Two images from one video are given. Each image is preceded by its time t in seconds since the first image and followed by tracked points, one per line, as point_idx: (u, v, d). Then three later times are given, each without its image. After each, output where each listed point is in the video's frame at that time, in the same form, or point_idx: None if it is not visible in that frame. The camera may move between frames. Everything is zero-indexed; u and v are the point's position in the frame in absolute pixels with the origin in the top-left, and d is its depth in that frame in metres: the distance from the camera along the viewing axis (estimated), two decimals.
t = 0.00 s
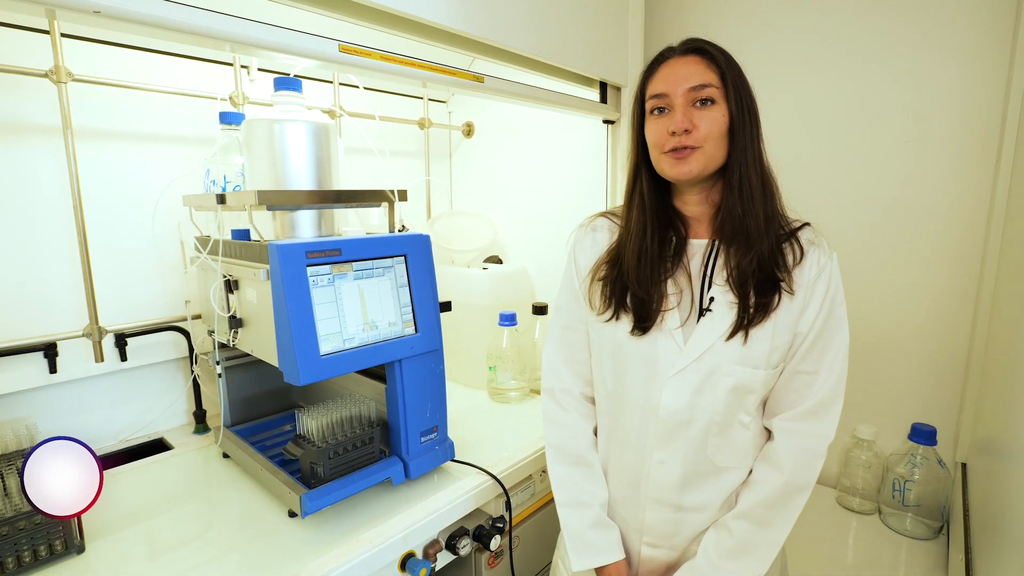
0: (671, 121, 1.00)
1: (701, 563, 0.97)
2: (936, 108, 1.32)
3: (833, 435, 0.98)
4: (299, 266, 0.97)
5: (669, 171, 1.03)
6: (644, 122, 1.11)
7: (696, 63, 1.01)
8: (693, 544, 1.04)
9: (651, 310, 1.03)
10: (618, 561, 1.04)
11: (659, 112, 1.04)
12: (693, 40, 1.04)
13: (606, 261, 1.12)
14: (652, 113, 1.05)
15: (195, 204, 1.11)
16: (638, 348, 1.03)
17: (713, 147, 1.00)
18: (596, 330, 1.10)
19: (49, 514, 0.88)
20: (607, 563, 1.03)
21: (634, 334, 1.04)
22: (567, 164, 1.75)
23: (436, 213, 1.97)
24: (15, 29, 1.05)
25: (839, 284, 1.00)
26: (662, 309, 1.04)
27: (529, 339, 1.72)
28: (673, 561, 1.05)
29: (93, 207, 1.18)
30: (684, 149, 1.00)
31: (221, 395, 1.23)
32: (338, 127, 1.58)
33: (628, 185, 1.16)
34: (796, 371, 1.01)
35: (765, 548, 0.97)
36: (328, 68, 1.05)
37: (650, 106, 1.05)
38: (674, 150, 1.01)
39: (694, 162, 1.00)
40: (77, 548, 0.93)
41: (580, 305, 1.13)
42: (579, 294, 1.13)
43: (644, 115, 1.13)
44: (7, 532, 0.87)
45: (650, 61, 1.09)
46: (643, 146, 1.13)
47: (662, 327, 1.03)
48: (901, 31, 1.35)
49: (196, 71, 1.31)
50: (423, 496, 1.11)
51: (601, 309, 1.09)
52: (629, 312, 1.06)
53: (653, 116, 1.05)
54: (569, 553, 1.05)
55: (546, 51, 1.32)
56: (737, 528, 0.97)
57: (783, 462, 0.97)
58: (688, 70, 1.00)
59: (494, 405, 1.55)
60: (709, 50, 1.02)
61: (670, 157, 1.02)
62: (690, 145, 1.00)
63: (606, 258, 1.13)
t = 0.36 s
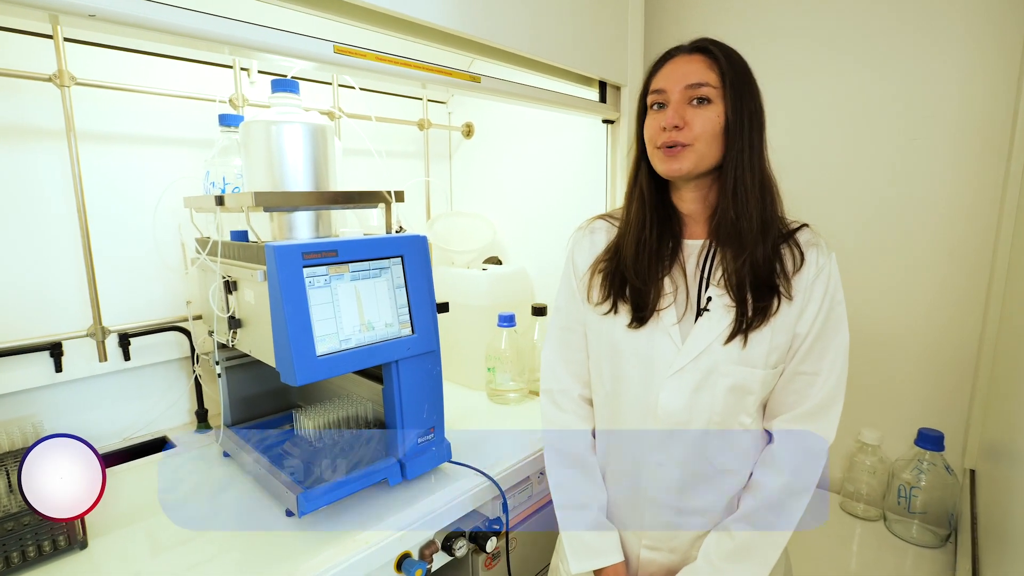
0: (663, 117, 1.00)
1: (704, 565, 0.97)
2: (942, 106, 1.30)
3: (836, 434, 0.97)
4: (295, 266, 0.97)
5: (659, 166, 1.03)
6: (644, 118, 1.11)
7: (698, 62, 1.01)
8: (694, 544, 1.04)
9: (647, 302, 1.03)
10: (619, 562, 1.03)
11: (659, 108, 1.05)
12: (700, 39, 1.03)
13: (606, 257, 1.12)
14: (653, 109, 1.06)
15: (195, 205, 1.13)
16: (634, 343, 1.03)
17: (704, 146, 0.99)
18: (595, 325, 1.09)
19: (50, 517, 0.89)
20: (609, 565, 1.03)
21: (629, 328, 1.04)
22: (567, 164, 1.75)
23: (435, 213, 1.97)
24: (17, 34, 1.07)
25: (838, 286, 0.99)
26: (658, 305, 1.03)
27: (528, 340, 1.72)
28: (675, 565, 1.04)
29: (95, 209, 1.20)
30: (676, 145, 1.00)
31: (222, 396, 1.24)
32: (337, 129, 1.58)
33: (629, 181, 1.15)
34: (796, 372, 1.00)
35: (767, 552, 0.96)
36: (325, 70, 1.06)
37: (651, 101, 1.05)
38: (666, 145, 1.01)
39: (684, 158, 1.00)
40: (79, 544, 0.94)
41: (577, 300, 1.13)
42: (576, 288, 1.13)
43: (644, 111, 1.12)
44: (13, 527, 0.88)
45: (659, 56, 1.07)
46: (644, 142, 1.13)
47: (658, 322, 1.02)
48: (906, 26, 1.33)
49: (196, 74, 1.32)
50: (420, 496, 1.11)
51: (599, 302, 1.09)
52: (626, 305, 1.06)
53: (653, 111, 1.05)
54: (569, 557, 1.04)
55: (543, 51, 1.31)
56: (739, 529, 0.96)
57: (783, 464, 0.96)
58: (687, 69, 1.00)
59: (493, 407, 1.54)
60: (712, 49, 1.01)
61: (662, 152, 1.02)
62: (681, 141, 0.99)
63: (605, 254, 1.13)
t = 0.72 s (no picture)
0: (681, 113, 0.97)
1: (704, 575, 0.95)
2: (957, 103, 1.26)
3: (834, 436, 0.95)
4: (292, 267, 0.98)
5: (664, 161, 1.00)
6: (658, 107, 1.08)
7: (724, 63, 0.98)
8: (695, 547, 1.04)
9: (637, 299, 1.02)
10: (618, 566, 1.04)
11: (676, 101, 1.01)
12: (732, 41, 1.00)
13: (603, 245, 1.11)
14: (670, 100, 1.02)
15: (201, 208, 1.14)
16: (622, 342, 1.02)
17: (720, 150, 0.97)
18: (585, 323, 1.07)
19: (52, 518, 0.92)
20: (606, 570, 1.03)
21: (619, 323, 1.02)
22: (570, 164, 1.74)
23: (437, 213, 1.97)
24: (27, 41, 1.11)
25: (833, 297, 0.98)
26: (648, 304, 1.02)
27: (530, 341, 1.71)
28: (670, 569, 1.05)
29: (104, 209, 1.24)
30: (689, 145, 0.98)
31: (225, 393, 1.26)
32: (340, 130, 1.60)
33: (636, 173, 1.13)
34: (791, 374, 0.99)
35: (766, 558, 0.94)
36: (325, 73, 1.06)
37: (670, 93, 1.02)
38: (677, 141, 0.99)
39: (695, 159, 0.98)
40: (83, 535, 0.98)
41: (566, 302, 1.12)
42: (567, 279, 1.13)
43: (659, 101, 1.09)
44: (19, 518, 0.89)
45: (688, 48, 1.04)
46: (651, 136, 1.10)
47: (647, 321, 1.01)
48: (919, 20, 1.29)
49: (202, 78, 1.35)
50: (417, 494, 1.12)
51: (589, 296, 1.08)
52: (617, 298, 1.04)
53: (669, 104, 1.02)
54: (569, 561, 1.04)
55: (542, 51, 1.30)
56: (738, 537, 0.94)
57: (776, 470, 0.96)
58: (714, 68, 0.97)
59: (493, 407, 1.55)
60: (745, 55, 0.99)
61: (672, 147, 1.00)
62: (695, 141, 0.97)
63: (602, 243, 1.12)
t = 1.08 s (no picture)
0: (681, 120, 0.97)
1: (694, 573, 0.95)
2: (964, 108, 1.25)
3: (830, 441, 0.95)
4: (292, 266, 0.99)
5: (667, 169, 1.00)
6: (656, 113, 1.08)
7: (720, 65, 0.97)
8: (684, 546, 1.04)
9: (639, 305, 1.01)
10: (610, 563, 1.03)
11: (674, 106, 1.01)
12: (724, 39, 0.99)
13: (601, 251, 1.11)
14: (667, 106, 1.02)
15: (203, 204, 1.16)
16: (622, 345, 1.02)
17: (719, 154, 0.97)
18: (585, 323, 1.08)
19: (51, 518, 0.93)
20: (601, 565, 1.03)
21: (620, 329, 1.02)
22: (575, 166, 1.74)
23: (442, 215, 1.98)
24: (35, 39, 1.11)
25: (834, 294, 0.97)
26: (650, 307, 1.01)
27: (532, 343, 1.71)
28: (661, 569, 1.05)
29: (109, 207, 1.24)
30: (689, 150, 0.97)
31: (226, 390, 1.27)
32: (345, 131, 1.60)
33: (635, 178, 1.12)
34: (789, 377, 0.99)
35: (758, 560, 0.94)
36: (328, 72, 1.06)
37: (666, 99, 1.01)
38: (678, 148, 0.98)
39: (696, 164, 0.97)
40: (85, 529, 0.99)
41: (566, 301, 1.12)
42: (568, 284, 1.13)
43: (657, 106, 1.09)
44: (24, 510, 0.90)
45: (677, 52, 1.03)
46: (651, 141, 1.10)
47: (648, 324, 1.01)
48: (927, 24, 1.28)
49: (207, 77, 1.36)
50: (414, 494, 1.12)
51: (590, 301, 1.08)
52: (618, 304, 1.04)
53: (666, 110, 1.02)
54: (562, 556, 1.04)
55: (547, 52, 1.30)
56: (730, 537, 0.94)
57: (772, 473, 0.96)
58: (709, 71, 0.96)
59: (495, 409, 1.55)
60: (739, 54, 0.98)
61: (672, 155, 0.99)
62: (695, 146, 0.97)
63: (600, 249, 1.11)
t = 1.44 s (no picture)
0: (672, 126, 0.98)
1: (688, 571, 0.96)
2: (960, 110, 1.26)
3: (829, 445, 0.95)
4: (297, 266, 0.98)
5: (667, 177, 1.00)
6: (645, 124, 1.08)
7: (703, 71, 0.98)
8: (682, 545, 1.04)
9: (643, 308, 1.01)
10: (606, 558, 1.04)
11: (663, 117, 1.02)
12: (702, 46, 1.01)
13: (602, 260, 1.11)
14: (656, 117, 1.03)
15: (204, 203, 1.15)
16: (626, 347, 1.02)
17: (716, 154, 0.97)
18: (589, 326, 1.09)
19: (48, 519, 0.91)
20: (592, 562, 1.03)
21: (623, 333, 1.02)
22: (575, 166, 1.74)
23: (443, 214, 1.97)
24: (34, 35, 1.10)
25: (834, 294, 0.97)
26: (653, 310, 1.01)
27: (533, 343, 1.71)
28: (657, 567, 1.05)
29: (108, 205, 1.23)
30: (685, 154, 0.98)
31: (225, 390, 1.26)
32: (346, 130, 1.60)
33: (631, 186, 1.12)
34: (790, 381, 0.99)
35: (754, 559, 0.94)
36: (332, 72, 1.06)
37: (655, 110, 1.02)
38: (674, 155, 0.99)
39: (693, 167, 0.98)
40: (81, 534, 0.97)
41: (572, 304, 1.12)
42: (571, 292, 1.12)
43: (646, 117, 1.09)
44: (18, 517, 0.88)
45: (658, 64, 1.05)
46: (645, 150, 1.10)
47: (651, 327, 1.01)
48: (925, 28, 1.29)
49: (206, 75, 1.34)
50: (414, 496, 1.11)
51: (594, 306, 1.08)
52: (620, 310, 1.05)
53: (656, 120, 1.03)
54: (558, 551, 1.04)
55: (549, 52, 1.30)
56: (725, 537, 0.94)
57: (770, 473, 0.95)
58: (692, 78, 0.98)
59: (495, 408, 1.55)
60: (717, 58, 0.99)
61: (670, 162, 1.00)
62: (691, 151, 0.97)
63: (601, 258, 1.12)
